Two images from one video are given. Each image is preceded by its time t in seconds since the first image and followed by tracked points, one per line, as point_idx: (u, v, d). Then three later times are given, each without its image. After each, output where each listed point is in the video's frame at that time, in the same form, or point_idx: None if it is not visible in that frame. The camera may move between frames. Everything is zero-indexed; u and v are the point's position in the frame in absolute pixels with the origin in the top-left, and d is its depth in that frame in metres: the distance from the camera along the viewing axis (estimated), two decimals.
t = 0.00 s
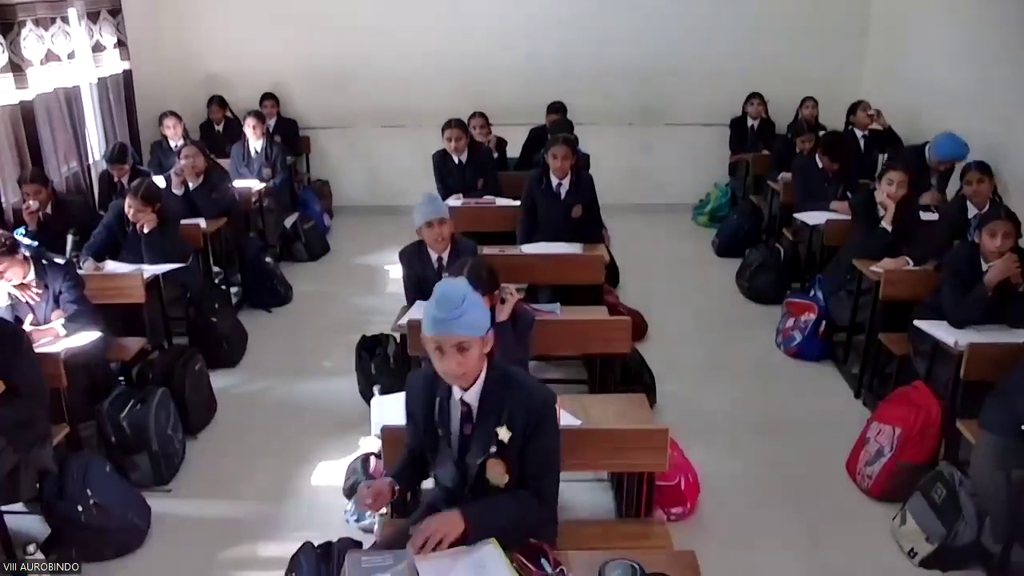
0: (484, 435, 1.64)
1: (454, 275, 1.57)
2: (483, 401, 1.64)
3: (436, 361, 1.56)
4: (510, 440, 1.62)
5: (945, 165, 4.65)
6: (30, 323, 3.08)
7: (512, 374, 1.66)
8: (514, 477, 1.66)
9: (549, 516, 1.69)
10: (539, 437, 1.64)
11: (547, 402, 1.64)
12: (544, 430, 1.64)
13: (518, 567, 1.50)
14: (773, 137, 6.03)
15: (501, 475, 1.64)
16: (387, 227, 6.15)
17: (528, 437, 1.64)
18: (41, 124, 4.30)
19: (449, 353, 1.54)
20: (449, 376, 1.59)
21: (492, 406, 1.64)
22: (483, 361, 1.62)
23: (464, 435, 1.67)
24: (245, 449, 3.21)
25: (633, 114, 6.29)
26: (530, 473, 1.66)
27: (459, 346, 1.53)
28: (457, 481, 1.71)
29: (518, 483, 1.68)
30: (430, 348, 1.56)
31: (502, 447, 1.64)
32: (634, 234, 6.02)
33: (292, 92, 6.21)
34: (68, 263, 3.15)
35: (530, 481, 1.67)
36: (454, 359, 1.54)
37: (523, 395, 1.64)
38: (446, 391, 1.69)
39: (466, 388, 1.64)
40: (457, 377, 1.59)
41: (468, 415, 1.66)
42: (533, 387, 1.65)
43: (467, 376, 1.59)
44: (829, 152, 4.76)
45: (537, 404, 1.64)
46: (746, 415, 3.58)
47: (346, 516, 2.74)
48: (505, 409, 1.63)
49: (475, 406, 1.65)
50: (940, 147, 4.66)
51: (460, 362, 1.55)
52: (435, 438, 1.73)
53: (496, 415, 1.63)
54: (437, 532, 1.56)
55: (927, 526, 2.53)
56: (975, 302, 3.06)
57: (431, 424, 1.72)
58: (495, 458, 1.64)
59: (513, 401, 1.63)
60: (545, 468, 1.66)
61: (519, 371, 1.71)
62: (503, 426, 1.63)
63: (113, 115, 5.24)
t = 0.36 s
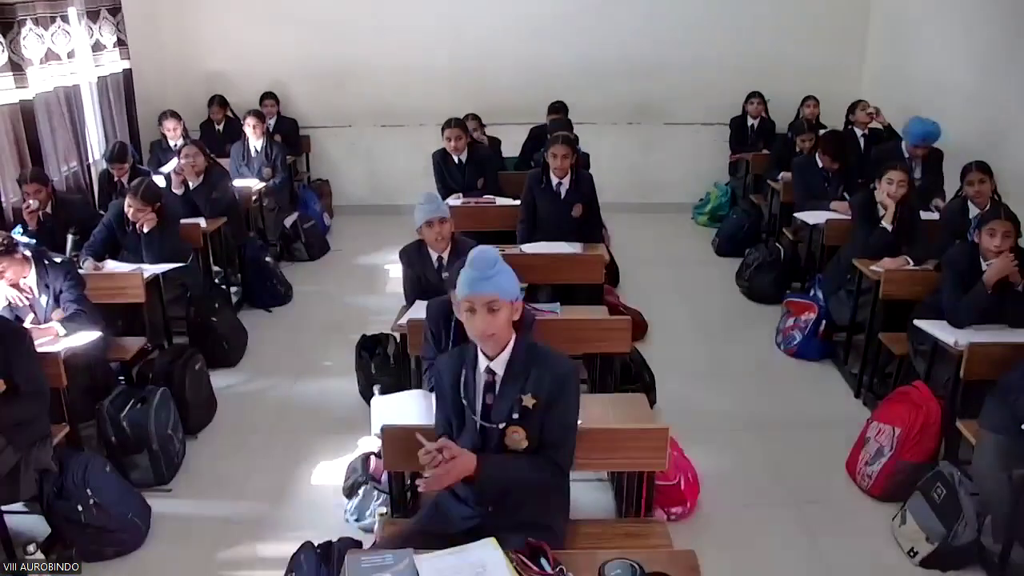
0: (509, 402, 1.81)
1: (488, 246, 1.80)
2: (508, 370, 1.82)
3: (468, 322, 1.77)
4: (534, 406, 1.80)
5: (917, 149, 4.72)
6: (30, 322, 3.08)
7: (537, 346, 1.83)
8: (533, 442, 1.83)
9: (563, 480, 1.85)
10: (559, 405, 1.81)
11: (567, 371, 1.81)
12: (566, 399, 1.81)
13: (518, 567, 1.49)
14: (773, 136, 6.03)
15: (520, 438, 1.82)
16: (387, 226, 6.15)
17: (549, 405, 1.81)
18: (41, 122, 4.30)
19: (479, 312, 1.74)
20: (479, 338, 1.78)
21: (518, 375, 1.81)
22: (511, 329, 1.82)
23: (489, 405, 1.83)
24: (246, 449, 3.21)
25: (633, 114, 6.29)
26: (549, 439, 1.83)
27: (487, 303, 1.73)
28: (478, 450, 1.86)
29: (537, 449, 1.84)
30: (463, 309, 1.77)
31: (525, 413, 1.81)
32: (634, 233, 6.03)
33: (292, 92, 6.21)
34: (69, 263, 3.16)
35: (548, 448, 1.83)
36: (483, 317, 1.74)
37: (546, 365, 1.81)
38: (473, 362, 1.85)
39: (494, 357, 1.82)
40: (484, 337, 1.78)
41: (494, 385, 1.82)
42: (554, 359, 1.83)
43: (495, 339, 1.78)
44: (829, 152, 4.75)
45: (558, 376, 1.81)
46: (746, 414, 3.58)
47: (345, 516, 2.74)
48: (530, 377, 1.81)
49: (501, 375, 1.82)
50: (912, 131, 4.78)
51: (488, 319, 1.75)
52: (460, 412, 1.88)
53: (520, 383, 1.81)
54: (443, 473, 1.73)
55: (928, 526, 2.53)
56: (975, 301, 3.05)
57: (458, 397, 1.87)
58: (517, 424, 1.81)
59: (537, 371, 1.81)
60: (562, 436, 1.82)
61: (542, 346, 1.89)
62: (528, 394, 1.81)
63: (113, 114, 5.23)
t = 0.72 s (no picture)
0: (528, 408, 1.81)
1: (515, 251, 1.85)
2: (524, 378, 1.81)
3: (489, 317, 1.77)
4: (553, 411, 1.82)
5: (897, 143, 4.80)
6: (32, 320, 3.09)
7: (552, 353, 1.84)
8: (549, 445, 1.84)
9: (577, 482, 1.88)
10: (576, 409, 1.83)
11: (582, 376, 1.83)
12: (583, 403, 1.83)
13: (518, 567, 1.49)
14: (773, 136, 6.03)
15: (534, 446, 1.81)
16: (387, 226, 6.15)
17: (567, 410, 1.83)
18: (40, 122, 4.30)
19: (502, 307, 1.76)
20: (496, 336, 1.78)
21: (536, 382, 1.81)
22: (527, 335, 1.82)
23: (506, 411, 1.82)
24: (246, 449, 3.21)
25: (633, 114, 6.28)
26: (566, 443, 1.84)
27: (511, 297, 1.75)
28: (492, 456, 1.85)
29: (554, 452, 1.85)
30: (484, 305, 1.78)
31: (544, 419, 1.82)
32: (634, 233, 6.03)
33: (292, 92, 6.21)
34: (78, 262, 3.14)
35: (564, 451, 1.85)
36: (505, 311, 1.75)
37: (564, 371, 1.83)
38: (484, 369, 1.83)
39: (510, 364, 1.81)
40: (502, 335, 1.77)
41: (510, 392, 1.82)
42: (569, 364, 1.84)
43: (511, 340, 1.78)
44: (829, 152, 4.74)
45: (575, 381, 1.83)
46: (746, 414, 3.58)
47: (345, 516, 2.74)
48: (548, 384, 1.82)
49: (517, 382, 1.81)
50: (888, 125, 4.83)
51: (510, 315, 1.76)
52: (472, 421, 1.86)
53: (539, 390, 1.81)
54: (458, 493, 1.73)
55: (927, 526, 2.53)
56: (974, 301, 3.05)
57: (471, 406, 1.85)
58: (535, 431, 1.81)
59: (556, 377, 1.82)
60: (580, 438, 1.84)
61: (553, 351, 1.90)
62: (547, 399, 1.81)
63: (112, 114, 5.23)
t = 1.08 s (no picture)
0: (531, 414, 1.82)
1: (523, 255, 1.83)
2: (528, 383, 1.81)
3: (502, 325, 1.76)
4: (556, 417, 1.82)
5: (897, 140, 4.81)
6: (33, 320, 3.08)
7: (555, 358, 1.85)
8: (553, 449, 1.86)
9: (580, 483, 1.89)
10: (580, 414, 1.84)
11: (586, 381, 1.84)
12: (587, 408, 1.85)
13: (518, 566, 1.49)
14: (772, 136, 6.03)
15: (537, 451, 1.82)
16: (387, 226, 6.15)
17: (571, 415, 1.84)
18: (40, 122, 4.29)
19: (516, 316, 1.75)
20: (505, 344, 1.77)
21: (539, 388, 1.82)
22: (532, 342, 1.82)
23: (509, 417, 1.82)
24: (246, 449, 3.21)
25: (633, 114, 6.28)
26: (570, 447, 1.86)
27: (525, 308, 1.75)
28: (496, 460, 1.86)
29: (558, 456, 1.86)
30: (496, 312, 1.77)
31: (548, 425, 1.82)
32: (634, 233, 6.03)
33: (292, 92, 6.21)
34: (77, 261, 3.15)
35: (568, 455, 1.86)
36: (518, 320, 1.75)
37: (568, 376, 1.83)
38: (486, 374, 1.83)
39: (513, 370, 1.81)
40: (512, 344, 1.77)
41: (513, 398, 1.82)
42: (573, 368, 1.85)
43: (520, 348, 1.78)
44: (829, 151, 4.74)
45: (578, 386, 1.83)
46: (746, 414, 3.58)
47: (345, 516, 2.74)
48: (552, 390, 1.82)
49: (520, 389, 1.81)
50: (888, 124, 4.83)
51: (523, 324, 1.75)
52: (473, 425, 1.86)
53: (542, 395, 1.81)
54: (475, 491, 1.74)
55: (927, 526, 2.53)
56: (975, 302, 3.05)
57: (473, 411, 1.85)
58: (538, 437, 1.82)
59: (559, 383, 1.82)
60: (583, 442, 1.85)
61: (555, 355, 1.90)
62: (550, 405, 1.82)
63: (112, 114, 5.23)
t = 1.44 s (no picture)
0: (524, 415, 1.81)
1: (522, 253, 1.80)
2: (522, 385, 1.81)
3: (497, 327, 1.75)
4: (549, 419, 1.82)
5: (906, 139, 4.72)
6: (33, 319, 3.09)
7: (550, 360, 1.84)
8: (546, 452, 1.85)
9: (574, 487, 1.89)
10: (573, 416, 1.84)
11: (580, 384, 1.84)
12: (580, 410, 1.84)
13: (517, 566, 1.49)
14: (772, 136, 6.04)
15: (531, 452, 1.82)
16: (387, 226, 6.15)
17: (564, 417, 1.83)
18: (40, 122, 4.29)
19: (512, 318, 1.74)
20: (500, 345, 1.77)
21: (533, 389, 1.81)
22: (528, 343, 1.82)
23: (503, 418, 1.82)
24: (246, 449, 3.21)
25: (633, 113, 6.28)
26: (563, 449, 1.85)
27: (521, 310, 1.73)
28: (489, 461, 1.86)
29: (551, 459, 1.86)
30: (492, 314, 1.76)
31: (540, 427, 1.82)
32: (634, 233, 6.03)
33: (292, 92, 6.21)
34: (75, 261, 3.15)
35: (561, 458, 1.86)
36: (514, 322, 1.74)
37: (561, 379, 1.83)
38: (482, 373, 1.83)
39: (507, 371, 1.81)
40: (508, 345, 1.77)
41: (507, 399, 1.82)
42: (568, 371, 1.85)
43: (515, 350, 1.78)
44: (830, 151, 4.74)
45: (572, 388, 1.83)
46: (746, 413, 3.58)
47: (345, 516, 2.74)
48: (546, 392, 1.82)
49: (514, 389, 1.81)
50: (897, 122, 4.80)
51: (518, 326, 1.74)
52: (468, 425, 1.86)
53: (535, 397, 1.81)
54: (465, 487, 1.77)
55: (927, 526, 2.53)
56: (974, 302, 3.05)
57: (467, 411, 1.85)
58: (530, 438, 1.82)
59: (553, 385, 1.82)
60: (577, 445, 1.85)
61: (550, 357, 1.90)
62: (543, 407, 1.82)
63: (112, 114, 5.23)
